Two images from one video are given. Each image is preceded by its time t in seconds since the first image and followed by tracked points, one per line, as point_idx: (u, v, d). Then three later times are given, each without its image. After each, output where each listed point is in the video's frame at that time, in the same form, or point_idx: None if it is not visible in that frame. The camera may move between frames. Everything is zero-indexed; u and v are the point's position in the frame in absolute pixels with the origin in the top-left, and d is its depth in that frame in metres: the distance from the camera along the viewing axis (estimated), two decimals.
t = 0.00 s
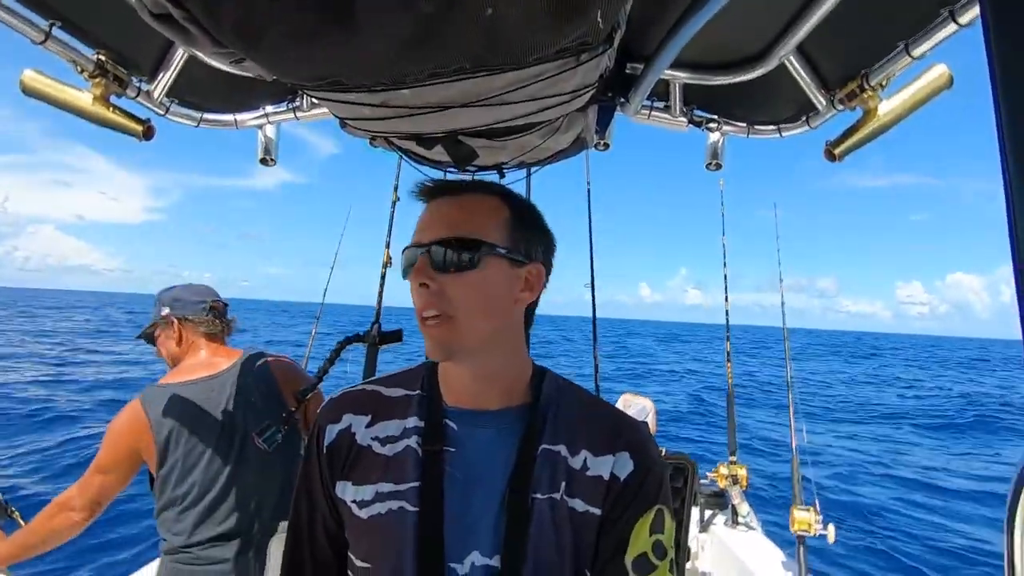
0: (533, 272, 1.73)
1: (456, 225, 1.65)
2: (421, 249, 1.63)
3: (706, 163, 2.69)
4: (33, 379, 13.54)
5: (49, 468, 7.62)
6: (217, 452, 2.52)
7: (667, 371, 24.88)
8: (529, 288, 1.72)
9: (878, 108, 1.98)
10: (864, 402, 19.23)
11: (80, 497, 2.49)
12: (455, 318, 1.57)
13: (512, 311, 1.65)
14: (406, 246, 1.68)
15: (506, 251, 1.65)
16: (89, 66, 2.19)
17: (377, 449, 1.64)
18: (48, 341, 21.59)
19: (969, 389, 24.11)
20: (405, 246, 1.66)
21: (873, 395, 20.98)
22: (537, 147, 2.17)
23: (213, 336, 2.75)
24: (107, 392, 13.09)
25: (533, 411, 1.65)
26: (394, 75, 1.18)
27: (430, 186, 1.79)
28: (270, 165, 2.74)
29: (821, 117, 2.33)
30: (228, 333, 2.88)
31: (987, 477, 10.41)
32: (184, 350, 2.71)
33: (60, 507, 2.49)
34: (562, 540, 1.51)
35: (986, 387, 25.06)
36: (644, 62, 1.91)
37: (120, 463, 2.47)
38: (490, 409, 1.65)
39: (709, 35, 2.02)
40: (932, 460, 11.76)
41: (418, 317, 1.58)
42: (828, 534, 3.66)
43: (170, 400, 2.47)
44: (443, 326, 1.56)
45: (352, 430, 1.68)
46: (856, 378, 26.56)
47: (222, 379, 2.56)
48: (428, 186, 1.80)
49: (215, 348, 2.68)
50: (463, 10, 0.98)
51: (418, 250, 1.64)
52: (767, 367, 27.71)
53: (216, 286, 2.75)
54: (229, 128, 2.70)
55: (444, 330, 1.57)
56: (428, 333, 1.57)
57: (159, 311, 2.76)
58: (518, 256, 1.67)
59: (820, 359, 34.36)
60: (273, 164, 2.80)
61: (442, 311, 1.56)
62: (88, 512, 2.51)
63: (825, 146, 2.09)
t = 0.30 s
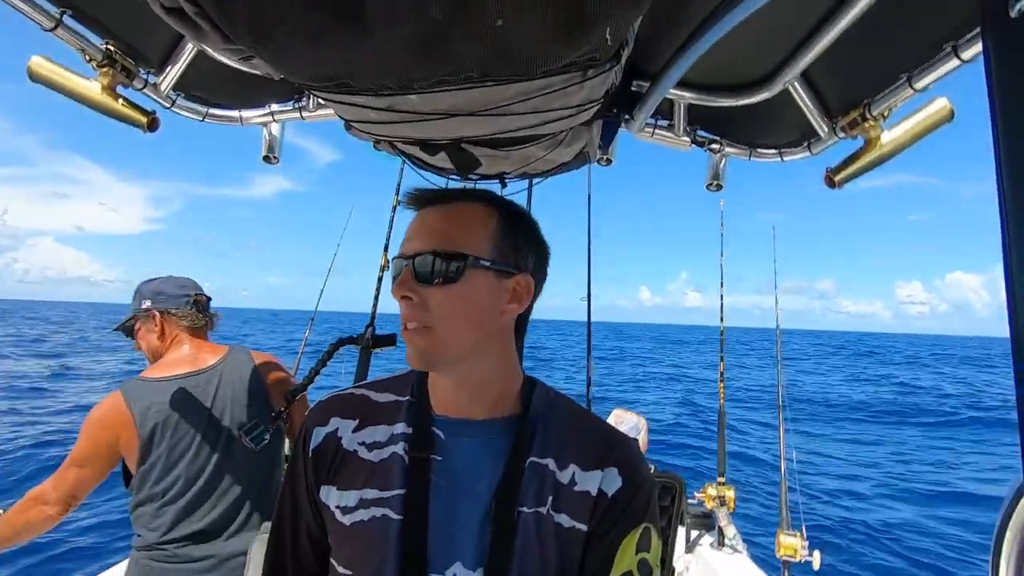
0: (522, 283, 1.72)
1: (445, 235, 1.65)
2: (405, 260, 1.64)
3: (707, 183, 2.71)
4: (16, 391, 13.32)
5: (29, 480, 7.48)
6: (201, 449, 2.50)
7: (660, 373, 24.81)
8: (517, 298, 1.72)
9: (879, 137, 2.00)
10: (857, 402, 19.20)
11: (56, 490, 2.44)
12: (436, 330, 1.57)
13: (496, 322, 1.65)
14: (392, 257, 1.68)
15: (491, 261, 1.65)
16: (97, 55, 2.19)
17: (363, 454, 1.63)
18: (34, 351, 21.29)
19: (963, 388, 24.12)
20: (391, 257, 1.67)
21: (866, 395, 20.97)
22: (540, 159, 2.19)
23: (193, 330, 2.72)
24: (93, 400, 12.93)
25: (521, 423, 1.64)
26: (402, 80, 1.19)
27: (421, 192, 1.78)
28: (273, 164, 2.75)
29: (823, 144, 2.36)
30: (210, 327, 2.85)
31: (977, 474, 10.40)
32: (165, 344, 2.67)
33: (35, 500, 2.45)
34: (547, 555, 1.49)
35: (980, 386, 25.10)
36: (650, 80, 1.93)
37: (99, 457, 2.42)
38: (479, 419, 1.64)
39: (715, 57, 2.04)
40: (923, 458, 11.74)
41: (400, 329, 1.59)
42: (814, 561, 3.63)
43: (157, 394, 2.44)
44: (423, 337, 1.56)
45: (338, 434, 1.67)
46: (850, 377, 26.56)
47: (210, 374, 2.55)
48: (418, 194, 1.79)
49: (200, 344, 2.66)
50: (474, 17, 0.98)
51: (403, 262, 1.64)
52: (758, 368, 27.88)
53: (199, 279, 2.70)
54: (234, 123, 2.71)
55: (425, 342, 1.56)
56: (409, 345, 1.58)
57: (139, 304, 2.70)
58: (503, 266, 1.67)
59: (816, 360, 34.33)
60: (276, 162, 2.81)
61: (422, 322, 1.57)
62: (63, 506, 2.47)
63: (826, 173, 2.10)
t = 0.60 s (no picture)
0: (522, 290, 1.76)
1: (452, 241, 1.64)
2: (425, 265, 1.61)
3: (706, 200, 2.72)
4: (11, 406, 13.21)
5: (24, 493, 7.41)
6: (190, 460, 2.48)
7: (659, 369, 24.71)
8: (518, 305, 1.76)
9: (878, 155, 2.02)
10: (856, 393, 19.07)
11: (40, 502, 2.41)
12: (467, 334, 1.57)
13: (508, 327, 1.69)
14: (405, 265, 1.64)
15: (506, 267, 1.68)
16: (102, 63, 2.21)
17: (351, 473, 1.62)
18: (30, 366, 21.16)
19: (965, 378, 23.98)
20: (406, 263, 1.63)
21: (866, 386, 20.84)
22: (539, 172, 2.20)
23: (183, 338, 2.69)
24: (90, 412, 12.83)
25: (515, 435, 1.63)
26: (404, 92, 1.19)
27: (414, 203, 1.77)
28: (274, 172, 2.76)
29: (822, 161, 2.37)
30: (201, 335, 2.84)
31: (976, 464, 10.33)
32: (154, 353, 2.65)
33: (19, 512, 2.42)
34: (544, 568, 1.47)
35: (981, 377, 24.98)
36: (650, 95, 1.95)
37: (83, 469, 2.39)
38: (473, 432, 1.63)
39: (715, 74, 2.06)
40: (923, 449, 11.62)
41: (427, 335, 1.56)
42: None
43: (146, 404, 2.43)
44: (453, 342, 1.55)
45: (325, 454, 1.65)
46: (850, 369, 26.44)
47: (200, 385, 2.54)
48: (412, 205, 1.77)
49: (189, 353, 2.63)
50: (476, 30, 0.99)
51: (421, 268, 1.61)
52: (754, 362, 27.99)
53: (189, 285, 2.69)
54: (236, 132, 2.72)
55: (456, 346, 1.56)
56: (440, 351, 1.56)
57: (127, 312, 2.68)
58: (514, 274, 1.71)
59: (817, 352, 34.19)
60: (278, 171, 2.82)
61: (451, 327, 1.55)
62: (48, 519, 2.44)
63: (824, 190, 2.11)
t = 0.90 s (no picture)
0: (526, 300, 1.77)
1: (466, 244, 1.65)
2: (442, 269, 1.61)
3: (705, 200, 2.73)
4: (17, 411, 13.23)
5: (33, 498, 7.44)
6: (195, 482, 2.47)
7: (664, 360, 24.65)
8: (524, 314, 1.76)
9: (874, 151, 2.02)
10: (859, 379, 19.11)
11: (43, 528, 2.40)
12: (484, 337, 1.56)
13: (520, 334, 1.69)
14: (419, 270, 1.63)
15: (515, 274, 1.69)
16: (99, 83, 2.22)
17: (357, 483, 1.61)
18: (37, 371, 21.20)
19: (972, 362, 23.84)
20: (422, 269, 1.62)
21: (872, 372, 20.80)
22: (538, 179, 2.21)
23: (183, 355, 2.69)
24: (96, 416, 12.85)
25: (521, 441, 1.63)
26: (401, 102, 1.20)
27: (421, 213, 1.79)
28: (272, 186, 2.77)
29: (818, 158, 2.37)
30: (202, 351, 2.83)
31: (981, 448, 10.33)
32: (154, 372, 2.64)
33: (23, 537, 2.41)
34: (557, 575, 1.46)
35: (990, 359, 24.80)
36: (645, 99, 1.96)
37: (86, 495, 2.38)
38: (481, 439, 1.63)
39: (711, 74, 2.06)
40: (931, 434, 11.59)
41: (445, 339, 1.55)
42: None
43: (147, 428, 2.41)
44: (472, 345, 1.55)
45: (331, 464, 1.65)
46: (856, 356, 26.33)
47: (202, 405, 2.53)
48: (422, 210, 1.80)
49: (190, 371, 2.62)
50: (471, 39, 0.99)
51: (438, 272, 1.61)
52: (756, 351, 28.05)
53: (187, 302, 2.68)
54: (233, 148, 2.72)
55: (475, 349, 1.56)
56: (458, 355, 1.55)
57: (126, 332, 2.67)
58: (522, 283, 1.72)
59: (820, 340, 34.19)
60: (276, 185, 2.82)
61: (471, 331, 1.55)
62: (51, 544, 2.43)
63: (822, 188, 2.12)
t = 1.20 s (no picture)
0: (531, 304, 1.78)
1: (474, 251, 1.65)
2: (453, 277, 1.61)
3: (698, 191, 2.73)
4: (20, 411, 13.13)
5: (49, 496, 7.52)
6: (208, 506, 2.47)
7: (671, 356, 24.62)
8: (532, 318, 1.77)
9: (864, 133, 2.03)
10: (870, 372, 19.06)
11: (56, 560, 2.37)
12: (497, 344, 1.56)
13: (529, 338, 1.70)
14: (428, 278, 1.63)
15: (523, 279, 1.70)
16: (89, 111, 2.22)
17: (370, 493, 1.61)
18: (40, 368, 21.07)
19: (983, 353, 23.65)
20: (432, 277, 1.62)
21: (881, 365, 20.66)
22: (531, 181, 2.21)
23: (188, 380, 2.68)
24: (100, 415, 12.76)
25: (530, 444, 1.63)
26: (390, 112, 1.20)
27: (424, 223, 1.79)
28: (266, 204, 2.77)
29: (809, 144, 2.38)
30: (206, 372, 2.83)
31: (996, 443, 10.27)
32: (161, 398, 2.64)
33: (38, 568, 2.38)
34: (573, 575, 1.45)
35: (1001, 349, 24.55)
36: (634, 96, 1.96)
37: (100, 524, 2.38)
38: (490, 444, 1.62)
39: (698, 66, 2.06)
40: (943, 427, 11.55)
41: (458, 346, 1.55)
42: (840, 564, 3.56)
43: (155, 456, 2.40)
44: (486, 352, 1.55)
45: (342, 476, 1.65)
46: (865, 349, 26.15)
47: (209, 428, 2.53)
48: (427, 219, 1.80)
49: (196, 394, 2.62)
50: (458, 45, 0.99)
51: (449, 280, 1.61)
52: (763, 346, 28.00)
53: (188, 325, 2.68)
54: (226, 168, 2.73)
55: (489, 356, 1.56)
56: (472, 361, 1.55)
57: (128, 359, 2.67)
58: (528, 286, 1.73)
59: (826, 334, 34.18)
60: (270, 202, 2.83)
61: (484, 338, 1.55)
62: None
63: (816, 172, 2.12)
